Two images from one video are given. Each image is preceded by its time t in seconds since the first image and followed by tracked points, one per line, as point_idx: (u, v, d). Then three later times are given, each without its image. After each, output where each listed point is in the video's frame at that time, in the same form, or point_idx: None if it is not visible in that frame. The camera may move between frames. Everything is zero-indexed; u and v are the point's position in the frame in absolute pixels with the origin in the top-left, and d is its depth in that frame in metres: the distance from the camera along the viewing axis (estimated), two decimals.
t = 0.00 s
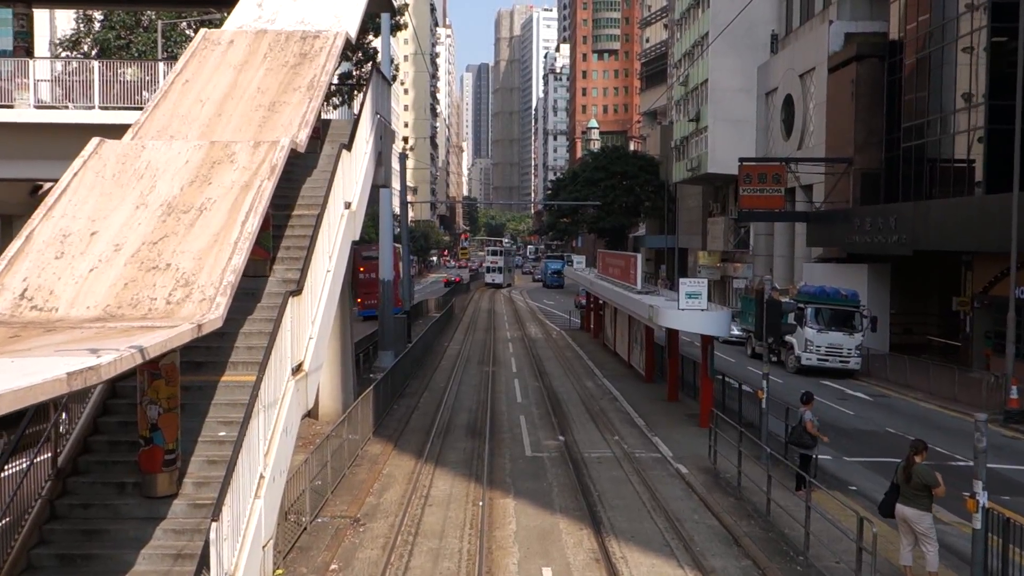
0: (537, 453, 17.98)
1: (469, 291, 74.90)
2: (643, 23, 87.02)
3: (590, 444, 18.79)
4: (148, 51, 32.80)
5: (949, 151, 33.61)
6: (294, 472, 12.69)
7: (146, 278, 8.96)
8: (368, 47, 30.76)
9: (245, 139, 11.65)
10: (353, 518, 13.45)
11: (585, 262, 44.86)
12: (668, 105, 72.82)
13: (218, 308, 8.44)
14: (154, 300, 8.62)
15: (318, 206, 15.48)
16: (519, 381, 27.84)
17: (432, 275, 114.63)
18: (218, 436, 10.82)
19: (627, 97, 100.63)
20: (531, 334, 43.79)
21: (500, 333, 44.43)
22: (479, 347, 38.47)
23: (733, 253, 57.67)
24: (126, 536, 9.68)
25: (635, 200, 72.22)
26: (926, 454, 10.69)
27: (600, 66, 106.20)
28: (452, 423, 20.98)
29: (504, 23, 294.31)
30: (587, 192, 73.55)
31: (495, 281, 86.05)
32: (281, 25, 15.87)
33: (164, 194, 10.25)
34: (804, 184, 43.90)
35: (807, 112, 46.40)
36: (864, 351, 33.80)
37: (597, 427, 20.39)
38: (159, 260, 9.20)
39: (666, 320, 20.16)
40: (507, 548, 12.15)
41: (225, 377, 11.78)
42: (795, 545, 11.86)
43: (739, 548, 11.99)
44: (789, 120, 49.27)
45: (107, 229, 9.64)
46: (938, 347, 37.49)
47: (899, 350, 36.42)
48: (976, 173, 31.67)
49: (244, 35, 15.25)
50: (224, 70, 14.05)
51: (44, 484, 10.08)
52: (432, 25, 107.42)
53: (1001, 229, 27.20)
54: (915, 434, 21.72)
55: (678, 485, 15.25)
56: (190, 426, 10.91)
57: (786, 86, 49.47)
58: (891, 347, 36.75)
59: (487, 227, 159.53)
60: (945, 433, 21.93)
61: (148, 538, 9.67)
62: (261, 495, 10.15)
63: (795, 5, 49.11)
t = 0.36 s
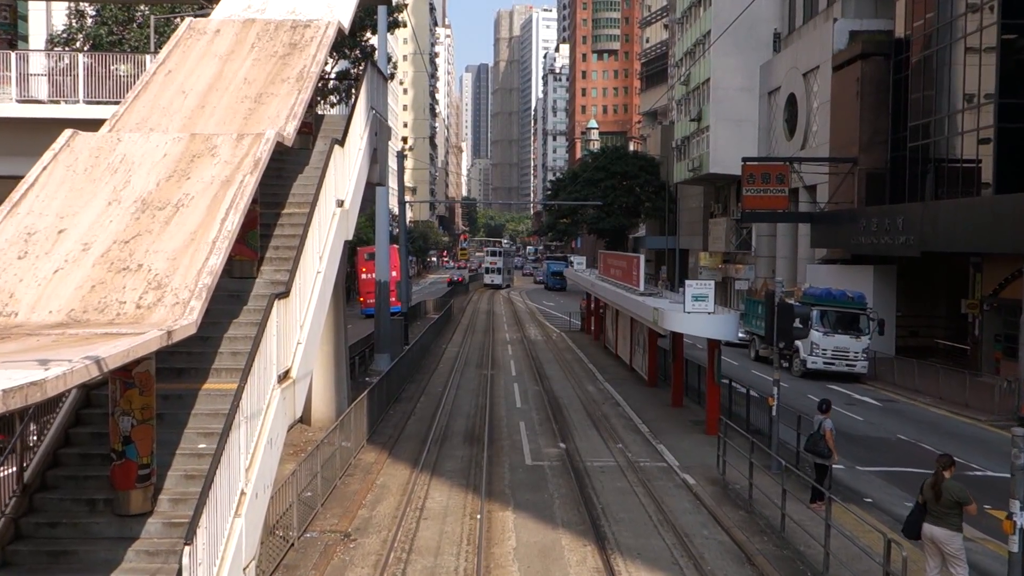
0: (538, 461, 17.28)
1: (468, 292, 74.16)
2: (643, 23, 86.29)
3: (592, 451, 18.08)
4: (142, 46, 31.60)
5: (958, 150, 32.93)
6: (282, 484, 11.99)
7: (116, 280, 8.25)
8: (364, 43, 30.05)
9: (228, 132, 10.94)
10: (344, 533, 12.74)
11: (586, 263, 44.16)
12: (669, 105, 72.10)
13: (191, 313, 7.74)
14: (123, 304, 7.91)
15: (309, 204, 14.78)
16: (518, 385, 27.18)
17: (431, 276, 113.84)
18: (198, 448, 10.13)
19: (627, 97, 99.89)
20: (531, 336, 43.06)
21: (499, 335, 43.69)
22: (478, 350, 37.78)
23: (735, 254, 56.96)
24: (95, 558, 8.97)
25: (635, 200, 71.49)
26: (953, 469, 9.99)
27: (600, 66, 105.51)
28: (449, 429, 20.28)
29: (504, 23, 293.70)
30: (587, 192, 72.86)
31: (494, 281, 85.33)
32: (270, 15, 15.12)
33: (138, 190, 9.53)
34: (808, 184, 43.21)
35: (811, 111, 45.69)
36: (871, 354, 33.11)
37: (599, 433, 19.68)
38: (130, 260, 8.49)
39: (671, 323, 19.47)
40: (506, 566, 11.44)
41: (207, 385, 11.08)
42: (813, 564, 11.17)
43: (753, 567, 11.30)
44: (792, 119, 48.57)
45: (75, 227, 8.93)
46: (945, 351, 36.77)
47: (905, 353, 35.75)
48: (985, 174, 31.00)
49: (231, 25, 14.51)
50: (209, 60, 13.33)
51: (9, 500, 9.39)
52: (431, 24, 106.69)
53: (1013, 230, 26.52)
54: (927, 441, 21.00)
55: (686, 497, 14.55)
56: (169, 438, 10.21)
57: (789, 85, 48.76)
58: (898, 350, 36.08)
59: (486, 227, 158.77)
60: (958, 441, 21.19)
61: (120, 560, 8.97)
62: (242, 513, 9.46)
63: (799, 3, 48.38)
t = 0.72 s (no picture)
0: (538, 469, 16.67)
1: (467, 293, 73.61)
2: (643, 22, 85.63)
3: (595, 458, 17.48)
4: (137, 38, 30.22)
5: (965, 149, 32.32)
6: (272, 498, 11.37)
7: (85, 281, 7.63)
8: (361, 40, 29.40)
9: (211, 125, 10.33)
10: (336, 547, 12.13)
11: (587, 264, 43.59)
12: (669, 104, 71.37)
13: (165, 317, 7.13)
14: (92, 307, 7.30)
15: (300, 202, 14.17)
16: (518, 388, 26.57)
17: (430, 276, 113.28)
18: (178, 461, 9.54)
19: (626, 97, 99.24)
20: (531, 338, 42.44)
21: (499, 336, 43.09)
22: (478, 352, 37.16)
23: (737, 255, 56.36)
24: None
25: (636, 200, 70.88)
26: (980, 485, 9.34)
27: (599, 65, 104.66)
28: (447, 435, 19.66)
29: (503, 24, 293.15)
30: (587, 192, 72.26)
31: (493, 282, 84.77)
32: (260, 5, 14.44)
33: (113, 185, 8.92)
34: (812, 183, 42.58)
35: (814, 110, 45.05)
36: (877, 356, 32.52)
37: (602, 439, 19.07)
38: (101, 260, 7.89)
39: (676, 326, 18.86)
40: None
41: (190, 392, 10.48)
42: None
43: None
44: (795, 119, 47.96)
45: (44, 224, 8.30)
46: (952, 353, 36.14)
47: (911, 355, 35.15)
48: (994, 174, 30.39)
49: (220, 16, 13.91)
50: (195, 51, 12.74)
51: None
52: (430, 24, 106.00)
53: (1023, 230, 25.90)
54: (938, 447, 20.38)
55: (694, 508, 13.94)
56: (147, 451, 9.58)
57: (791, 85, 48.14)
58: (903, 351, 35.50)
59: (485, 228, 158.45)
60: (971, 447, 20.57)
61: None
62: (223, 531, 8.85)
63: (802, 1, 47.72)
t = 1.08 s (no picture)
0: (539, 477, 16.18)
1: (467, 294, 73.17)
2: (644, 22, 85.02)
3: (597, 465, 17.00)
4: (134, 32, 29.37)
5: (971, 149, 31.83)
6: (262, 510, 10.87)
7: (57, 283, 7.15)
8: (359, 38, 28.88)
9: (197, 119, 9.84)
10: (328, 560, 11.63)
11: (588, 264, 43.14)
12: (671, 105, 70.79)
13: (141, 322, 6.63)
14: (63, 311, 6.81)
15: (293, 201, 13.67)
16: (519, 391, 26.08)
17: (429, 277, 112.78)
18: (161, 472, 9.06)
19: (627, 97, 98.65)
20: (532, 340, 41.94)
21: (499, 338, 42.61)
22: (478, 354, 36.68)
23: (738, 256, 55.88)
24: None
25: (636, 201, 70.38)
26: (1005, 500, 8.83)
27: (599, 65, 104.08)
28: (445, 440, 19.15)
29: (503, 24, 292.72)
30: (587, 193, 71.77)
31: (493, 282, 84.34)
32: None
33: (91, 181, 8.44)
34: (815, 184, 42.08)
35: (817, 110, 44.54)
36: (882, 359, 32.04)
37: (605, 445, 18.58)
38: (75, 261, 7.40)
39: (680, 328, 18.36)
40: None
41: (175, 399, 9.99)
42: None
43: None
44: (798, 118, 47.45)
45: (16, 222, 7.81)
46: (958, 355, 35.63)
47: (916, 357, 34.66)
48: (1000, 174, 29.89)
49: (210, 8, 13.41)
50: (184, 43, 12.27)
51: None
52: (430, 24, 105.46)
53: None
54: (949, 453, 19.84)
55: (700, 518, 13.45)
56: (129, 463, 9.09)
57: (794, 84, 47.63)
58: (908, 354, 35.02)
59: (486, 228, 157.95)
60: (982, 453, 20.07)
61: None
62: (206, 547, 8.35)
63: None
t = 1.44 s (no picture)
0: (541, 483, 15.78)
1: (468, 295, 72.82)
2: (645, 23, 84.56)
3: (600, 470, 16.63)
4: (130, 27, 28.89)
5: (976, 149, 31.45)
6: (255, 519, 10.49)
7: (33, 285, 6.77)
8: (358, 37, 28.47)
9: (185, 114, 9.46)
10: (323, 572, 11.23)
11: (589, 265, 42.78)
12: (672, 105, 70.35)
13: (120, 327, 6.26)
14: (38, 315, 6.43)
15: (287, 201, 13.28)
16: (519, 394, 25.69)
17: (429, 279, 112.20)
18: (147, 483, 8.68)
19: (627, 98, 98.24)
20: (532, 341, 41.54)
21: (499, 340, 42.18)
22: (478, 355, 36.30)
23: (740, 257, 55.49)
24: None
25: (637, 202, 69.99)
26: None
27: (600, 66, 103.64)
28: (445, 445, 18.76)
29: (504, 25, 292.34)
30: (588, 193, 71.38)
31: (493, 283, 83.87)
32: None
33: (73, 178, 8.06)
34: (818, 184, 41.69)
35: (820, 110, 44.14)
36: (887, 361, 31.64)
37: (607, 450, 18.18)
38: (53, 262, 7.02)
39: (684, 331, 17.96)
40: None
41: (163, 406, 9.61)
42: None
43: None
44: (800, 119, 47.05)
45: None
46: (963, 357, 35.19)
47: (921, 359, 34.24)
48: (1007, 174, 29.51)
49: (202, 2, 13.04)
50: (174, 37, 11.90)
51: None
52: (430, 25, 105.05)
53: None
54: (959, 458, 19.41)
55: (706, 526, 13.07)
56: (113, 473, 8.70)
57: (797, 84, 47.23)
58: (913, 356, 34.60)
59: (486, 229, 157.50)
60: (992, 458, 19.65)
61: None
62: (191, 562, 7.97)
63: None
